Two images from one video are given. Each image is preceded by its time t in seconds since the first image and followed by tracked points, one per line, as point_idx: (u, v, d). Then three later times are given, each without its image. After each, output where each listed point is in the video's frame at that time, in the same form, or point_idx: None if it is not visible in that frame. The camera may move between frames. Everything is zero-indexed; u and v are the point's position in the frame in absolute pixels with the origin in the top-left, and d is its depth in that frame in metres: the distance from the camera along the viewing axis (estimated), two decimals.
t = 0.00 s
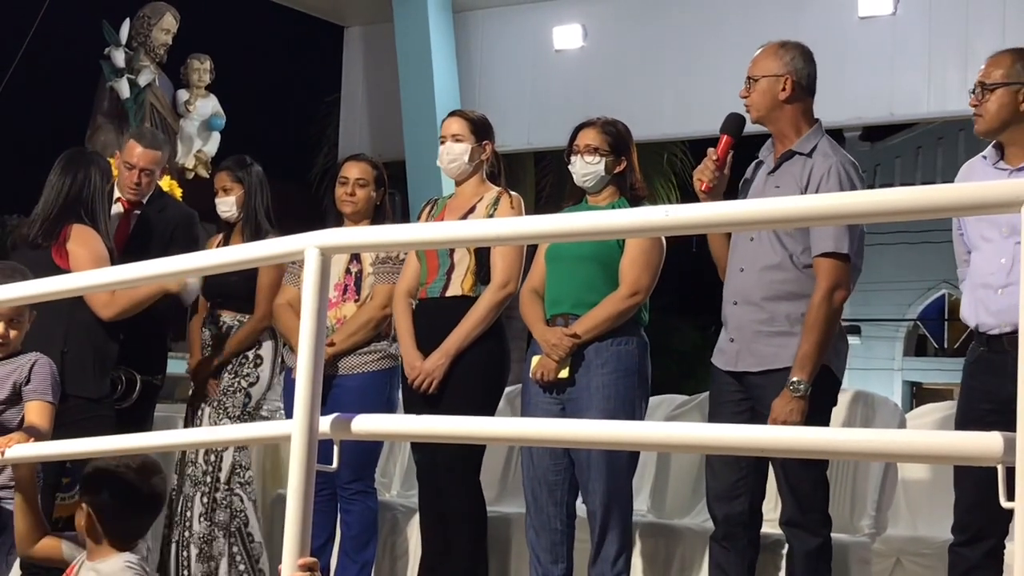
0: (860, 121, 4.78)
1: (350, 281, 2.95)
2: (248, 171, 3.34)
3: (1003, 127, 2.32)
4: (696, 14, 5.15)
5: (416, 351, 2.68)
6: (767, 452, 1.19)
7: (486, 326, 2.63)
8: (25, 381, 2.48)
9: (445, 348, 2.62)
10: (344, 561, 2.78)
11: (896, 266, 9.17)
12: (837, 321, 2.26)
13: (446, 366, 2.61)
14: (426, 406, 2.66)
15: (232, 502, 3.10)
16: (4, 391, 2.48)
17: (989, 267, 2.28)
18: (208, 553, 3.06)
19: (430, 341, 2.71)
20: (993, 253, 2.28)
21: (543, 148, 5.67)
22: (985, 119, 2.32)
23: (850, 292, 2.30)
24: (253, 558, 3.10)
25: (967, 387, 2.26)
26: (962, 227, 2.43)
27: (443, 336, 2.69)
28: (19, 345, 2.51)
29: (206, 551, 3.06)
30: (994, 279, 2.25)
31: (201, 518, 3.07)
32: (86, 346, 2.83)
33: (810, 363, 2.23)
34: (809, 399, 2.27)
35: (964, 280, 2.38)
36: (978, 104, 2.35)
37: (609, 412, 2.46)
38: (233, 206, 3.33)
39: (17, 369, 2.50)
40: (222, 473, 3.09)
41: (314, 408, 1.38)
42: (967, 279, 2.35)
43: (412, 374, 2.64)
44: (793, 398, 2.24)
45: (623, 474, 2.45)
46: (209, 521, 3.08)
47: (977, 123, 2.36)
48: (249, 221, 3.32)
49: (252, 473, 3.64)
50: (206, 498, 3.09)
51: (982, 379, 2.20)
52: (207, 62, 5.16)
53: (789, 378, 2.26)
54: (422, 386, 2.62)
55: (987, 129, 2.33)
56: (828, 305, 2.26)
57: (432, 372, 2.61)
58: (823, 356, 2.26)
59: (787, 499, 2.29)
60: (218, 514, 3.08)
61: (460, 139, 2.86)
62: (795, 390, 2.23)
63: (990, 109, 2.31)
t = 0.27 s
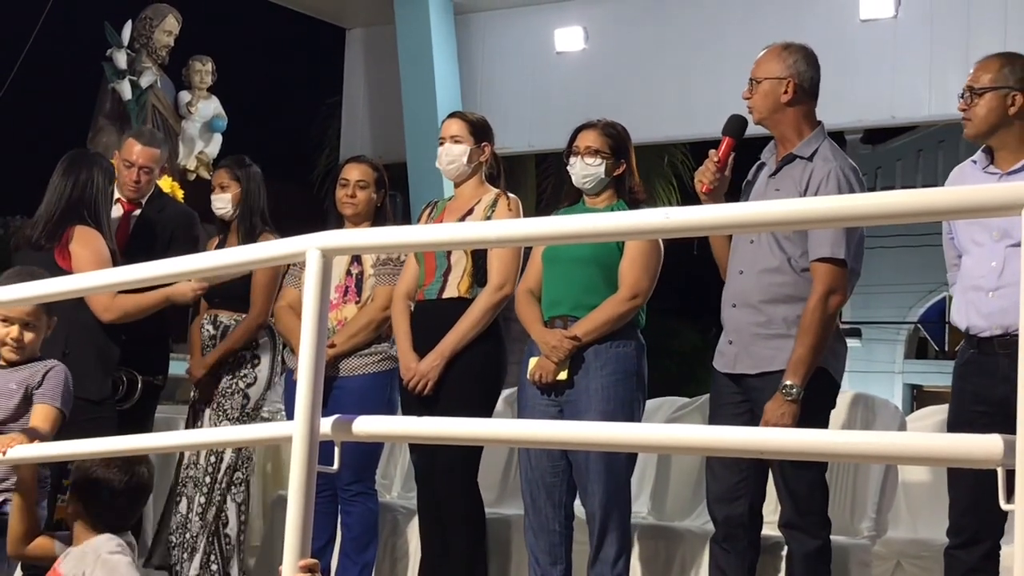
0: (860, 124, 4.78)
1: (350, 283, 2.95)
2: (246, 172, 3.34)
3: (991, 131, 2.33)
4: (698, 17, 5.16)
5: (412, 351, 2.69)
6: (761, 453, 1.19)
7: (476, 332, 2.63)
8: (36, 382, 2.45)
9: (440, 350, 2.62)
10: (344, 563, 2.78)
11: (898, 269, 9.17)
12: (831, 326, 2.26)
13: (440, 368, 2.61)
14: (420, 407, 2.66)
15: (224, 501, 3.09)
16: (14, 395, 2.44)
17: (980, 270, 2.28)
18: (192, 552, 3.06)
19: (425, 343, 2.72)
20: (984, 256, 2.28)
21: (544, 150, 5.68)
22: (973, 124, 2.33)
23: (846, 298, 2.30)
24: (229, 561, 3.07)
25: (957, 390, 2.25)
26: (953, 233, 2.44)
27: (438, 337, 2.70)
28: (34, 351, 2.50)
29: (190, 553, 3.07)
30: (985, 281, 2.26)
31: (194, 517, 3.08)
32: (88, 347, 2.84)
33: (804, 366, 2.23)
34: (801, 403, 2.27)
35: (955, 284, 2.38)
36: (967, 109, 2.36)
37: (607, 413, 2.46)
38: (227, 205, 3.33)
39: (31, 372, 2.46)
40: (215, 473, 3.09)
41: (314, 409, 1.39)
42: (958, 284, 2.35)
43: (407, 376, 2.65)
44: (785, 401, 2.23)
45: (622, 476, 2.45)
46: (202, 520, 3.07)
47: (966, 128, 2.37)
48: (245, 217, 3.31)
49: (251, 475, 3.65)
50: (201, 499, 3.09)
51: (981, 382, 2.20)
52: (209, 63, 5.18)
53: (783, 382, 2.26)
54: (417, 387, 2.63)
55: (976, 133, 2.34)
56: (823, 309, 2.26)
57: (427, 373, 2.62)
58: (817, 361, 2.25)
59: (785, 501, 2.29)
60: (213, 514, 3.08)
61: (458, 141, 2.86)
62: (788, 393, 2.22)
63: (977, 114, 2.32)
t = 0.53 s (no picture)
0: (864, 128, 4.78)
1: (353, 286, 2.96)
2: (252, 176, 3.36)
3: (988, 138, 2.33)
4: (702, 21, 5.15)
5: (412, 355, 2.69)
6: (757, 458, 1.19)
7: (477, 335, 2.63)
8: (50, 390, 2.46)
9: (440, 354, 2.62)
10: (346, 566, 2.78)
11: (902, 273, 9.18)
12: (834, 331, 2.26)
13: (441, 372, 2.61)
14: (421, 410, 2.66)
15: (234, 505, 3.10)
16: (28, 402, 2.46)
17: (978, 276, 2.28)
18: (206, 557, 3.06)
19: (426, 346, 2.71)
20: (983, 262, 2.28)
21: (548, 154, 5.68)
22: (970, 131, 2.33)
23: (847, 303, 2.30)
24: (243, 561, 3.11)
25: (958, 395, 2.25)
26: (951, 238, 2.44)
27: (438, 340, 2.69)
28: (51, 360, 2.51)
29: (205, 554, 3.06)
30: (984, 287, 2.25)
31: (205, 524, 3.08)
32: (92, 348, 2.84)
33: (805, 372, 2.23)
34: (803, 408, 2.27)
35: (954, 289, 2.38)
36: (964, 115, 2.36)
37: (611, 417, 2.47)
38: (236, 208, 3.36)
39: (41, 379, 2.47)
40: (226, 478, 3.09)
41: (316, 412, 1.39)
42: (956, 289, 2.35)
43: (408, 380, 2.65)
44: (787, 407, 2.23)
45: (626, 480, 2.45)
46: (213, 526, 3.08)
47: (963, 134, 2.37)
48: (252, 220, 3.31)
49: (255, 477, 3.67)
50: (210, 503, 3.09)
51: (982, 387, 2.20)
52: (213, 67, 5.18)
53: (784, 387, 2.26)
54: (418, 391, 2.63)
55: (973, 140, 2.34)
56: (824, 315, 2.25)
57: (428, 377, 2.62)
58: (819, 366, 2.25)
59: (787, 506, 2.29)
60: (223, 518, 3.09)
61: (461, 145, 2.86)
62: (789, 399, 2.23)
63: (975, 121, 2.32)
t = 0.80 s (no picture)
0: (866, 134, 4.78)
1: (355, 290, 2.96)
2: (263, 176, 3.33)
3: (991, 144, 2.33)
4: (704, 26, 5.16)
5: (415, 359, 2.69)
6: (759, 463, 1.19)
7: (482, 337, 2.62)
8: (54, 395, 2.45)
9: (444, 358, 2.62)
10: (347, 570, 2.77)
11: (903, 278, 9.19)
12: (836, 338, 2.26)
13: (445, 375, 2.61)
14: (425, 415, 2.66)
15: (246, 509, 3.10)
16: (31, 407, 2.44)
17: (982, 282, 2.28)
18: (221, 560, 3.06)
19: (430, 351, 2.70)
20: (986, 268, 2.28)
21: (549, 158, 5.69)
22: (973, 136, 2.33)
23: (848, 310, 2.30)
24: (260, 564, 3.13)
25: (962, 400, 2.25)
26: (953, 244, 2.44)
27: (440, 345, 2.68)
28: (60, 364, 2.50)
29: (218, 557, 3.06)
30: (988, 294, 2.25)
31: (216, 529, 3.07)
32: (99, 353, 2.85)
33: (805, 377, 2.23)
34: (803, 413, 2.27)
35: (956, 296, 2.39)
36: (966, 121, 2.36)
37: (616, 422, 2.47)
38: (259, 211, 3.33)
39: (46, 386, 2.47)
40: (237, 484, 3.08)
41: (318, 418, 1.39)
42: (959, 296, 2.36)
43: (411, 384, 2.64)
44: (787, 411, 2.23)
45: (629, 484, 2.45)
46: (224, 529, 3.08)
47: (965, 140, 2.37)
48: (259, 232, 3.35)
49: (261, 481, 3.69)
50: (220, 508, 3.08)
51: (985, 394, 2.20)
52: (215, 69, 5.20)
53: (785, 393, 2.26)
54: (421, 395, 2.62)
55: (975, 146, 2.34)
56: (824, 322, 2.26)
57: (431, 381, 2.61)
58: (820, 372, 2.25)
59: (789, 511, 2.28)
60: (234, 522, 3.08)
61: (464, 149, 2.86)
62: (790, 403, 2.22)
63: (977, 126, 2.32)
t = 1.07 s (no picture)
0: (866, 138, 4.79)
1: (354, 294, 2.96)
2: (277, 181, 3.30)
3: (990, 150, 2.33)
4: (704, 31, 5.16)
5: (417, 364, 2.68)
6: (757, 469, 1.19)
7: (486, 342, 2.63)
8: (47, 398, 2.45)
9: (447, 362, 2.62)
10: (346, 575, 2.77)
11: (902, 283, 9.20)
12: (836, 346, 2.26)
13: (449, 380, 2.61)
14: (426, 420, 2.65)
15: (253, 512, 3.08)
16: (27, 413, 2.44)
17: (985, 290, 2.28)
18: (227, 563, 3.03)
19: (432, 357, 2.71)
20: (989, 275, 2.28)
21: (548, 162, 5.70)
22: (973, 142, 2.33)
23: (847, 317, 2.29)
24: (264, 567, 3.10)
25: (965, 406, 2.26)
26: (954, 251, 2.44)
27: (442, 351, 2.70)
28: (57, 370, 2.49)
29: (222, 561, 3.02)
30: (991, 301, 2.25)
31: (218, 528, 3.04)
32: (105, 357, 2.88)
33: (807, 387, 2.24)
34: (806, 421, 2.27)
35: (958, 302, 2.39)
36: (966, 126, 2.36)
37: (616, 427, 2.47)
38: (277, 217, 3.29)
39: (40, 388, 2.46)
40: (245, 486, 3.05)
41: (319, 422, 1.39)
42: (961, 303, 2.36)
43: (414, 389, 2.64)
44: (788, 421, 2.25)
45: (629, 489, 2.45)
46: (229, 532, 3.04)
47: (965, 145, 2.37)
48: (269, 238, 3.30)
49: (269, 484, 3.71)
50: (228, 510, 3.05)
51: (988, 400, 2.20)
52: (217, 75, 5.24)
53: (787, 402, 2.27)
54: (424, 400, 2.62)
55: (975, 151, 2.34)
56: (822, 331, 2.25)
57: (434, 386, 2.61)
58: (821, 379, 2.25)
59: (790, 517, 2.28)
60: (241, 525, 3.05)
61: (465, 153, 2.86)
62: (791, 413, 2.24)
63: (978, 132, 2.32)
